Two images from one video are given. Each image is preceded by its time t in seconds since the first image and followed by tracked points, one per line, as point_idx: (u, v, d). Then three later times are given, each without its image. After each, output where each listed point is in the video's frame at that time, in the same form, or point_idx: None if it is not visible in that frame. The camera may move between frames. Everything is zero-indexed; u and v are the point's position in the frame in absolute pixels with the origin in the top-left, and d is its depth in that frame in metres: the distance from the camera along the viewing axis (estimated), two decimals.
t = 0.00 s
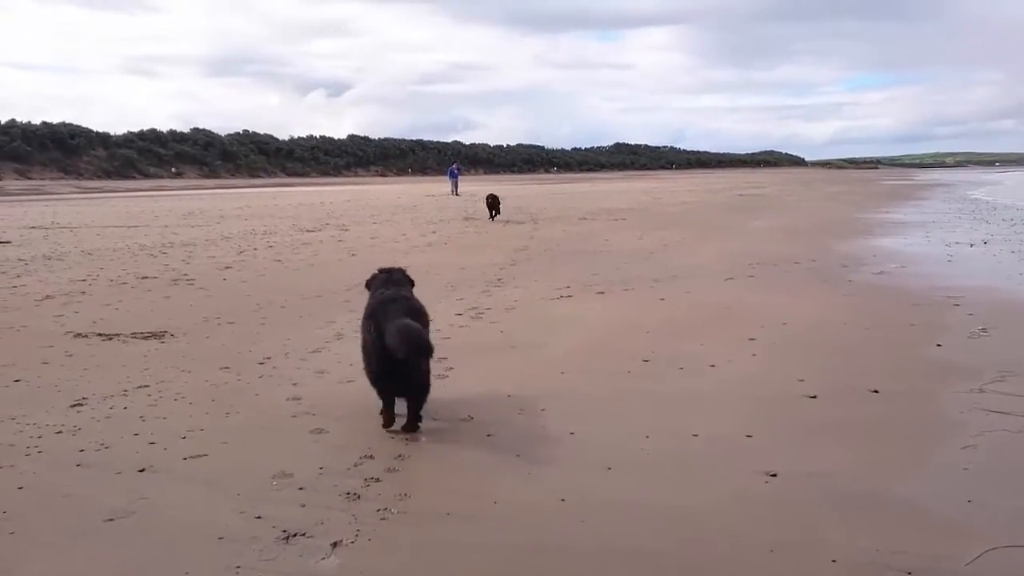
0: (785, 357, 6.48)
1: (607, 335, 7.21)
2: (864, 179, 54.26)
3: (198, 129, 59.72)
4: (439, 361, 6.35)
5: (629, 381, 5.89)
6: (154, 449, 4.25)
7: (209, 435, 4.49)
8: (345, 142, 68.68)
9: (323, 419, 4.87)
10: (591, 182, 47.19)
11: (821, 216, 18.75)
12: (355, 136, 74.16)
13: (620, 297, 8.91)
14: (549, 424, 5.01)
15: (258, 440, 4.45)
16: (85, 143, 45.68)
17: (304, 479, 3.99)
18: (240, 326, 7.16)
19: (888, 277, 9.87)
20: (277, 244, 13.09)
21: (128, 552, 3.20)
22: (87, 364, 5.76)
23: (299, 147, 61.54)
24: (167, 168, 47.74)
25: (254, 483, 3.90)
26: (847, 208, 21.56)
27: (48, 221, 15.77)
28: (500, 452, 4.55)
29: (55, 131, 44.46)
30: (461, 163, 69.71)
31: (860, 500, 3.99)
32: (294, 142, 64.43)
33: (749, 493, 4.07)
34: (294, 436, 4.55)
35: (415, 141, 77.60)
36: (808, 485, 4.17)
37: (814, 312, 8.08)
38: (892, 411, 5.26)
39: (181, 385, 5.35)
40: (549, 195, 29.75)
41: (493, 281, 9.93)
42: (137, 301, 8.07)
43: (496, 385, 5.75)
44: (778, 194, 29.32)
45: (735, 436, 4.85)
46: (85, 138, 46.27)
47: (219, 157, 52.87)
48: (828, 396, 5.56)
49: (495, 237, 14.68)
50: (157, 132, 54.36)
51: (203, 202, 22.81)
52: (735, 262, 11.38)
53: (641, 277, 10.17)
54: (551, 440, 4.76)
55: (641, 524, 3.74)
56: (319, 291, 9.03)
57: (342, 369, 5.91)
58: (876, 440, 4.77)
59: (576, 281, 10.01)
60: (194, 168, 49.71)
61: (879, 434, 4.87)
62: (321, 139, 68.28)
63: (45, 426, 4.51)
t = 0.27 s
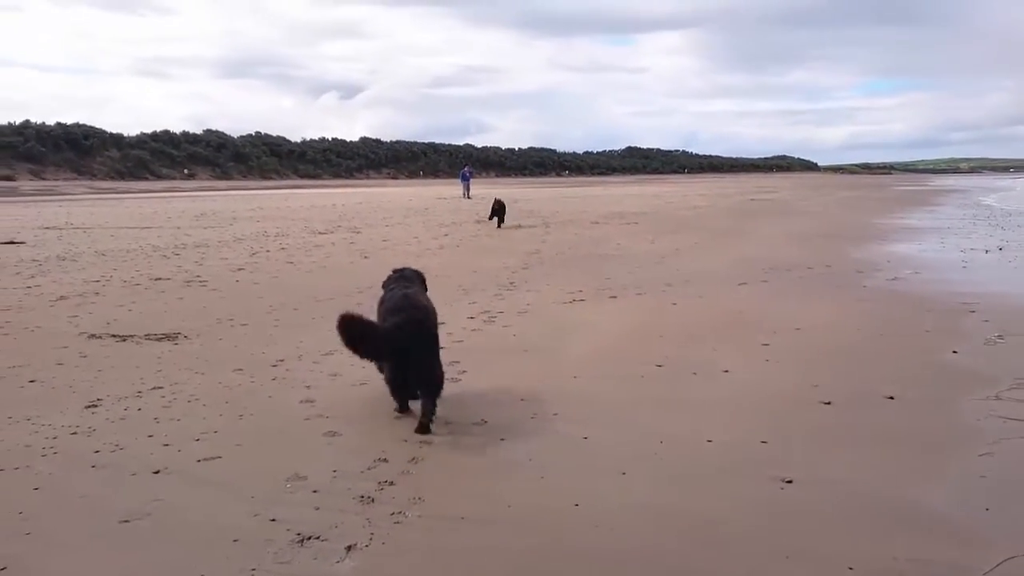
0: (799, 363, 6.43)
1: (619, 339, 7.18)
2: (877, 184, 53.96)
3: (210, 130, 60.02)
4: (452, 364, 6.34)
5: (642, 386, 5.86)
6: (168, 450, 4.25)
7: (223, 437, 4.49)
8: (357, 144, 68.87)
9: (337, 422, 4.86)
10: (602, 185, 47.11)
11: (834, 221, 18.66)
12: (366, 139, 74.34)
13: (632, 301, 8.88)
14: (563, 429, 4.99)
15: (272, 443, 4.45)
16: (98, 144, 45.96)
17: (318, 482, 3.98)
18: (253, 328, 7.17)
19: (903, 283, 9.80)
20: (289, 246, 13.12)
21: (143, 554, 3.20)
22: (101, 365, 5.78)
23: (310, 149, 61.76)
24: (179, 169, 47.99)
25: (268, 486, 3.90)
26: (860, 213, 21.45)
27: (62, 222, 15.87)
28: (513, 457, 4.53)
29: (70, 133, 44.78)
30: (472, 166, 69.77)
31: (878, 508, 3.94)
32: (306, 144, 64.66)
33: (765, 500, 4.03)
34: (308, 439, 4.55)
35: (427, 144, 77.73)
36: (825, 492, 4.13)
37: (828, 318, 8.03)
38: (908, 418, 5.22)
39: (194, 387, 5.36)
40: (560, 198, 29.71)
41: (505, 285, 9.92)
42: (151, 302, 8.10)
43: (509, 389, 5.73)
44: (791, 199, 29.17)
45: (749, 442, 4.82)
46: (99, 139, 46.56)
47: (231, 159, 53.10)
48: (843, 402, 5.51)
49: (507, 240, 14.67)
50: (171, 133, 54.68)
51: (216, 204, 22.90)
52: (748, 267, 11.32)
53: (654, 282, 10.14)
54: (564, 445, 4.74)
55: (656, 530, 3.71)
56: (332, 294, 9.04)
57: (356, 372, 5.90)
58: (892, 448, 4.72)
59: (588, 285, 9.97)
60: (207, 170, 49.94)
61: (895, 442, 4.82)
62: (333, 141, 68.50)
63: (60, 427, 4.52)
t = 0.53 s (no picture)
0: (815, 366, 6.39)
1: (634, 342, 7.15)
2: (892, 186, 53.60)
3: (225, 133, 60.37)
4: (466, 366, 6.34)
5: (657, 389, 5.84)
6: (185, 451, 4.27)
7: (239, 438, 4.51)
8: (370, 146, 69.07)
9: (352, 423, 4.87)
10: (615, 187, 47.02)
11: (849, 223, 18.54)
12: (379, 141, 74.53)
13: (647, 304, 8.86)
14: (577, 431, 4.98)
15: (288, 443, 4.46)
16: (114, 146, 46.29)
17: (334, 483, 3.99)
18: (268, 329, 7.20)
19: (920, 286, 9.72)
20: (303, 248, 13.16)
21: (160, 554, 3.21)
22: (118, 366, 5.82)
23: (324, 151, 61.98)
24: (194, 171, 48.26)
25: (284, 487, 3.90)
26: (875, 216, 21.30)
27: (79, 223, 16.01)
28: (528, 459, 4.52)
29: (86, 135, 45.15)
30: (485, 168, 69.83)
31: (895, 511, 3.90)
32: (319, 146, 64.91)
33: (782, 503, 4.00)
34: (323, 439, 4.56)
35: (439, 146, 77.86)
36: (842, 496, 4.10)
37: (844, 320, 7.97)
38: (926, 421, 5.17)
39: (210, 388, 5.38)
40: (572, 201, 29.67)
41: (519, 287, 9.91)
42: (166, 303, 8.14)
43: (523, 391, 5.72)
44: (805, 201, 29.01)
45: (765, 445, 4.79)
46: (114, 141, 46.90)
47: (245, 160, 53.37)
48: (860, 406, 5.47)
49: (520, 242, 14.66)
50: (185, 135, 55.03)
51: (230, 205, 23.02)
52: (763, 269, 11.26)
53: (668, 284, 10.10)
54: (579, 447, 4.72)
55: (671, 533, 3.69)
56: (346, 295, 9.06)
57: (370, 373, 5.91)
58: (909, 452, 4.68)
59: (602, 287, 9.95)
60: (220, 171, 50.21)
61: (913, 445, 4.78)
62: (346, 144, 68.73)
63: (78, 426, 4.55)
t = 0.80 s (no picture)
0: (832, 368, 6.35)
1: (650, 343, 7.13)
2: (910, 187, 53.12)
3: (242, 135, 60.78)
4: (482, 368, 6.34)
5: (673, 391, 5.81)
6: (203, 451, 4.30)
7: (256, 439, 4.53)
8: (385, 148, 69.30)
9: (369, 424, 4.88)
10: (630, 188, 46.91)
11: (867, 225, 18.39)
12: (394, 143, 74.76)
13: (663, 305, 8.83)
14: (594, 433, 4.97)
15: (306, 444, 4.48)
16: (132, 148, 46.71)
17: (351, 484, 4.00)
18: (285, 331, 7.24)
19: (939, 288, 9.62)
20: (320, 249, 13.23)
21: (178, 554, 3.23)
22: (137, 367, 5.87)
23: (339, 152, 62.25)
24: (211, 173, 48.61)
25: (302, 487, 3.92)
26: (894, 217, 21.11)
27: (98, 225, 16.17)
28: (544, 460, 4.52)
29: (105, 137, 45.60)
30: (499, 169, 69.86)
31: (914, 515, 3.87)
32: (335, 148, 65.20)
33: (799, 506, 3.98)
34: (341, 441, 4.57)
35: (454, 147, 78.00)
36: (861, 499, 4.06)
37: (862, 322, 7.91)
38: (946, 424, 5.11)
39: (228, 389, 5.42)
40: (588, 202, 29.62)
41: (534, 288, 9.91)
42: (184, 304, 8.21)
43: (539, 393, 5.72)
44: (822, 202, 28.81)
45: (783, 448, 4.76)
46: (132, 144, 47.33)
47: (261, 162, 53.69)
48: (878, 408, 5.43)
49: (535, 244, 14.66)
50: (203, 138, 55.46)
51: (247, 207, 23.17)
52: (780, 271, 11.19)
53: (684, 286, 10.07)
54: (595, 449, 4.71)
55: (688, 536, 3.67)
56: (362, 297, 9.09)
57: (387, 375, 5.93)
58: (929, 455, 4.63)
59: (618, 289, 9.93)
60: (237, 173, 50.54)
61: (932, 448, 4.73)
62: (361, 146, 69.02)
63: (98, 427, 4.60)
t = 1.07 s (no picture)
0: (852, 369, 6.29)
1: (667, 344, 7.10)
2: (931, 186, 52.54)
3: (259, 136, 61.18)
4: (499, 368, 6.34)
5: (691, 391, 5.78)
6: (223, 450, 4.32)
7: (275, 438, 4.55)
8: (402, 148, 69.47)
9: (387, 423, 4.89)
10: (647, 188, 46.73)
11: (887, 225, 18.21)
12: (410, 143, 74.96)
13: (680, 306, 8.78)
14: (611, 433, 4.95)
15: (324, 443, 4.50)
16: (151, 150, 47.13)
17: (369, 483, 4.01)
18: (304, 330, 7.27)
19: (961, 288, 9.50)
20: (337, 249, 13.28)
21: (198, 552, 3.24)
22: (157, 366, 5.92)
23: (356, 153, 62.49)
24: (228, 174, 48.95)
25: (320, 486, 3.93)
26: (914, 217, 20.88)
27: (119, 226, 16.33)
28: (561, 460, 4.51)
29: (125, 138, 46.04)
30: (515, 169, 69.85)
31: (936, 516, 3.82)
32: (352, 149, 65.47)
33: (819, 507, 3.94)
34: (359, 440, 4.58)
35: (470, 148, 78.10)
36: (881, 500, 4.02)
37: (882, 323, 7.83)
38: (968, 425, 5.05)
39: (246, 388, 5.44)
40: (604, 202, 29.54)
41: (551, 288, 9.89)
42: (203, 304, 8.27)
43: (556, 393, 5.70)
44: (840, 202, 28.56)
45: (802, 449, 4.72)
46: (152, 145, 47.75)
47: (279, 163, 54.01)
48: (899, 409, 5.37)
49: (551, 244, 14.64)
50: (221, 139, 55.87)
51: (266, 207, 23.32)
52: (799, 271, 11.09)
53: (701, 286, 10.02)
54: (612, 449, 4.70)
55: (706, 536, 3.65)
56: (379, 297, 9.11)
57: (404, 374, 5.94)
58: (950, 456, 4.58)
59: (635, 289, 9.89)
60: (255, 174, 50.86)
61: (954, 449, 4.67)
62: (378, 146, 69.26)
63: (118, 426, 4.63)
